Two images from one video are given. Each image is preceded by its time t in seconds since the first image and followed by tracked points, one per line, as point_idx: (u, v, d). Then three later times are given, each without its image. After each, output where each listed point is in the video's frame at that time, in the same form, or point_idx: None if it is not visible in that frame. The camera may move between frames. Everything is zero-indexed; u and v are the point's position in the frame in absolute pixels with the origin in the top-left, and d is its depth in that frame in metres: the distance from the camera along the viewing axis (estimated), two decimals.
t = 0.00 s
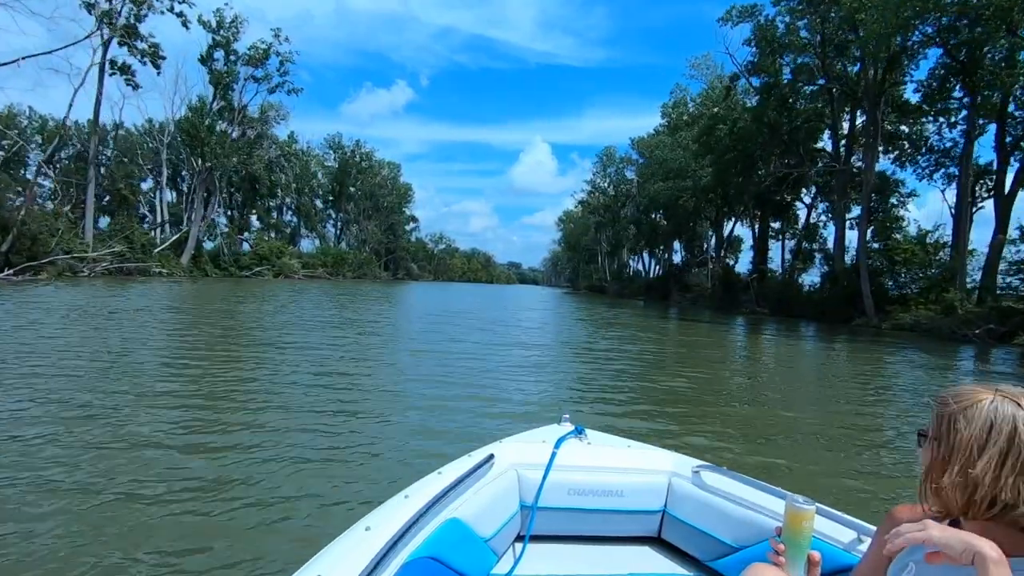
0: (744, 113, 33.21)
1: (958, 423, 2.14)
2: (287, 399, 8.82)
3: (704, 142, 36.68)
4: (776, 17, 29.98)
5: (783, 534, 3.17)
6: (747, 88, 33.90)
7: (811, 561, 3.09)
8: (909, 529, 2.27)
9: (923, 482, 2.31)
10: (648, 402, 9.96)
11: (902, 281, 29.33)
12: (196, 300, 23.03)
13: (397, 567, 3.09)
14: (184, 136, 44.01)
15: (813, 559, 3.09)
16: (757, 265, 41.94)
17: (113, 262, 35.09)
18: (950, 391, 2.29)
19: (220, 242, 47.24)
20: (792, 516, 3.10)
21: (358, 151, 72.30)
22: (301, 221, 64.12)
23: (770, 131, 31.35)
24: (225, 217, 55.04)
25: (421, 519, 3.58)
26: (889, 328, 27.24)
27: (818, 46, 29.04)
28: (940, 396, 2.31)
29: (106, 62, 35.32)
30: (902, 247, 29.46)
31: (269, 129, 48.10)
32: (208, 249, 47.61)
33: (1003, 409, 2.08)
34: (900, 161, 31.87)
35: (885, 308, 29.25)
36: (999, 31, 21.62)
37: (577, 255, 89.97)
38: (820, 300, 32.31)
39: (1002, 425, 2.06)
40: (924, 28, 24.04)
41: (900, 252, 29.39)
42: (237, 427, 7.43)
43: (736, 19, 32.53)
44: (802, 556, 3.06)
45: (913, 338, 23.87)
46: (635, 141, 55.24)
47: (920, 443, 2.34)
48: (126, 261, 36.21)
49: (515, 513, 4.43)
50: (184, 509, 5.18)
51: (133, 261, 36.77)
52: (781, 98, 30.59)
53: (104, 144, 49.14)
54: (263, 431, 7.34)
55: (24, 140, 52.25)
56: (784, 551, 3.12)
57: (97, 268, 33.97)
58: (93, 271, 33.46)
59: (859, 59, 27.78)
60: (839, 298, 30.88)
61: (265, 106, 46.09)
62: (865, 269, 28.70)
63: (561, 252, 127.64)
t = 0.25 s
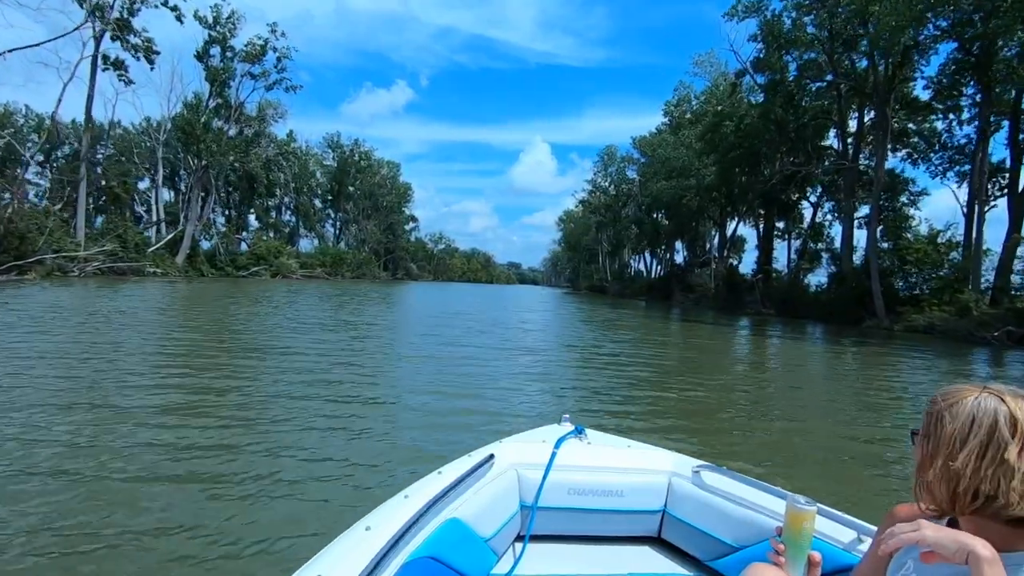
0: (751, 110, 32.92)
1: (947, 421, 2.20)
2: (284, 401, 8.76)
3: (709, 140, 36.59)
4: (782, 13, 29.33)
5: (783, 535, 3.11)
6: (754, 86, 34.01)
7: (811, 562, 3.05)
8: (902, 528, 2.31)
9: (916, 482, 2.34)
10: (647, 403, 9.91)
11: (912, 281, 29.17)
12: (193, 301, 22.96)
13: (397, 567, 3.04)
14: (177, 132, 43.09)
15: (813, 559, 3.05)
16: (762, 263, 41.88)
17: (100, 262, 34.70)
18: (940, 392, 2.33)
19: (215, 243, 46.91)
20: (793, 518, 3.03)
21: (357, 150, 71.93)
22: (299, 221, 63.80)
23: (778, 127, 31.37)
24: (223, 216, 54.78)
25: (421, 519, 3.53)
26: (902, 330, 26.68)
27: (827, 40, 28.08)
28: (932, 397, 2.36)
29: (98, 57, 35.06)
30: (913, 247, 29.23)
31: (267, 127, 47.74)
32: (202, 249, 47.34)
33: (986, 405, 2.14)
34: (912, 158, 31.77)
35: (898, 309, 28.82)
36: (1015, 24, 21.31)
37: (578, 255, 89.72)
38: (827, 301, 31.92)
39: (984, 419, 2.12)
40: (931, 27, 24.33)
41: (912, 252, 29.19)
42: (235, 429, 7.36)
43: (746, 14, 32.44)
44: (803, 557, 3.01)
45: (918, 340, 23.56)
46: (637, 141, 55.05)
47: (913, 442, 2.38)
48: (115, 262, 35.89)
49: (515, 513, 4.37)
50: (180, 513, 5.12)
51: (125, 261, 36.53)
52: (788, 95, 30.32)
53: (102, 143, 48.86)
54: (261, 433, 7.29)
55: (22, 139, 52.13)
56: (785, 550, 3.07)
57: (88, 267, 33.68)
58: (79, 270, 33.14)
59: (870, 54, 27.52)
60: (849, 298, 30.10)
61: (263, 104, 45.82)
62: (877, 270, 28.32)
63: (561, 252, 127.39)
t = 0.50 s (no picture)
0: (758, 108, 33.15)
1: (946, 422, 2.15)
2: (283, 400, 8.70)
3: (714, 137, 36.58)
4: (789, 9, 29.27)
5: (782, 535, 3.06)
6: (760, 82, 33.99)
7: (810, 562, 2.98)
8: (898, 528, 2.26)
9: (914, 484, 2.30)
10: (647, 403, 9.85)
11: (923, 281, 29.30)
12: (189, 301, 22.92)
13: (396, 568, 2.99)
14: (173, 129, 42.81)
15: (813, 559, 2.99)
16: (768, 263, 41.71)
17: (93, 262, 34.50)
18: (937, 393, 2.29)
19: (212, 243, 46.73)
20: (791, 517, 2.99)
21: (356, 149, 71.76)
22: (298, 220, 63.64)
23: (784, 125, 31.42)
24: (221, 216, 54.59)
25: (420, 519, 3.48)
26: (915, 332, 26.29)
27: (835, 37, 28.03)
28: (929, 397, 2.33)
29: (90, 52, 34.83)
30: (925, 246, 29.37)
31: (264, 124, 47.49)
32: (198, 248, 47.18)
33: (988, 406, 2.09)
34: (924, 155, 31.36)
35: (908, 309, 28.62)
36: None
37: (579, 254, 89.61)
38: (835, 301, 31.74)
39: (986, 421, 2.06)
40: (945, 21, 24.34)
41: (923, 252, 29.27)
42: (233, 428, 7.31)
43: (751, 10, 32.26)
44: (802, 557, 2.95)
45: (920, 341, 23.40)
46: (639, 140, 54.98)
47: (911, 443, 2.34)
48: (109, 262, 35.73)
49: (515, 513, 4.32)
50: (175, 511, 5.07)
51: (118, 261, 36.29)
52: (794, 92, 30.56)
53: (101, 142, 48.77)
54: (259, 432, 7.23)
55: (19, 139, 52.01)
56: (784, 550, 3.01)
57: (78, 267, 33.37)
58: (70, 270, 32.88)
59: (878, 49, 27.07)
60: (858, 298, 29.90)
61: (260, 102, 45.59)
62: (887, 269, 28.09)
63: (561, 252, 127.24)
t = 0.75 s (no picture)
0: (765, 104, 32.84)
1: (953, 426, 2.10)
2: (280, 401, 8.64)
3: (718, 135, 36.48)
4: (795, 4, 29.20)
5: (781, 536, 3.01)
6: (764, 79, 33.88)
7: (810, 562, 2.94)
8: (906, 528, 2.21)
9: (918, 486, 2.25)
10: (646, 403, 9.80)
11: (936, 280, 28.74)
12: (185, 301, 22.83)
13: (396, 568, 2.94)
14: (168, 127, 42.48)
15: (812, 559, 2.94)
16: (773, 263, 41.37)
17: (82, 262, 34.02)
18: (938, 395, 2.26)
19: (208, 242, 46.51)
20: (791, 517, 2.93)
21: (355, 148, 71.58)
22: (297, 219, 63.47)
23: (792, 121, 31.25)
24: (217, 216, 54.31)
25: (420, 519, 3.43)
26: (928, 333, 26.13)
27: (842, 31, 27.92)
28: (931, 399, 2.29)
29: (81, 46, 34.52)
30: (940, 246, 29.08)
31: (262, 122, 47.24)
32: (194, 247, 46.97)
33: (996, 410, 2.05)
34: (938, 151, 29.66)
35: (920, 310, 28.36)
36: None
37: (579, 254, 89.52)
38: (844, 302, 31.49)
39: (996, 426, 2.02)
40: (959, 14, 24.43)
41: (937, 252, 28.94)
42: (230, 429, 7.26)
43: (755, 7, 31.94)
44: (802, 557, 2.90)
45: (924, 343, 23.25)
46: (641, 138, 54.93)
47: (913, 445, 2.29)
48: (99, 263, 35.31)
49: (514, 513, 4.27)
50: (171, 512, 5.02)
51: (110, 261, 36.01)
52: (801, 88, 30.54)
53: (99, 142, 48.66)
54: (256, 433, 7.18)
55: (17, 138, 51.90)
56: (784, 551, 2.96)
57: (68, 267, 32.93)
58: (58, 270, 32.37)
59: (893, 43, 26.71)
60: (867, 298, 29.74)
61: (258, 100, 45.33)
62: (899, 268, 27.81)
63: (561, 252, 127.08)
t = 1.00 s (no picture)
0: (772, 100, 32.46)
1: (963, 429, 2.05)
2: (278, 401, 8.60)
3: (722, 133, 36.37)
4: None
5: (782, 535, 2.96)
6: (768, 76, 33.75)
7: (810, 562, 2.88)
8: (910, 528, 2.17)
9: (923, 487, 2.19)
10: (646, 404, 9.74)
11: (948, 280, 28.32)
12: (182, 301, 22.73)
13: (396, 568, 2.89)
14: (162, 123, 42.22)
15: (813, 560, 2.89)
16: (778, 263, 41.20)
17: (69, 262, 33.39)
18: (945, 394, 2.20)
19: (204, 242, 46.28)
20: (793, 517, 2.87)
21: (354, 147, 71.43)
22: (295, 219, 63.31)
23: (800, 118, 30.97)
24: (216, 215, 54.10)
25: (420, 519, 3.38)
26: (943, 334, 25.96)
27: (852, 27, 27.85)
28: (935, 400, 2.23)
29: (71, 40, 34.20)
30: (952, 245, 27.86)
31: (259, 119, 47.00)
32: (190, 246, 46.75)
33: (1003, 412, 2.01)
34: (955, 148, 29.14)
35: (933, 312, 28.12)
36: None
37: (579, 254, 89.39)
38: (854, 304, 31.27)
39: (1005, 428, 1.99)
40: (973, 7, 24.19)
41: (951, 251, 27.86)
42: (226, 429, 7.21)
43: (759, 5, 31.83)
44: (803, 558, 2.85)
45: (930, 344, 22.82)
46: (643, 137, 54.87)
47: (917, 445, 2.23)
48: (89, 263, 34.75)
49: (514, 513, 4.22)
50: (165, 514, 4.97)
51: (102, 260, 35.66)
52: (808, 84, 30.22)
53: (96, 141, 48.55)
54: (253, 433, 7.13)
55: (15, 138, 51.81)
56: (784, 551, 2.91)
57: (58, 266, 32.36)
58: (47, 269, 31.70)
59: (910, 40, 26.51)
60: (876, 297, 29.53)
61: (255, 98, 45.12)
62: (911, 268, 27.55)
63: (561, 252, 126.90)
